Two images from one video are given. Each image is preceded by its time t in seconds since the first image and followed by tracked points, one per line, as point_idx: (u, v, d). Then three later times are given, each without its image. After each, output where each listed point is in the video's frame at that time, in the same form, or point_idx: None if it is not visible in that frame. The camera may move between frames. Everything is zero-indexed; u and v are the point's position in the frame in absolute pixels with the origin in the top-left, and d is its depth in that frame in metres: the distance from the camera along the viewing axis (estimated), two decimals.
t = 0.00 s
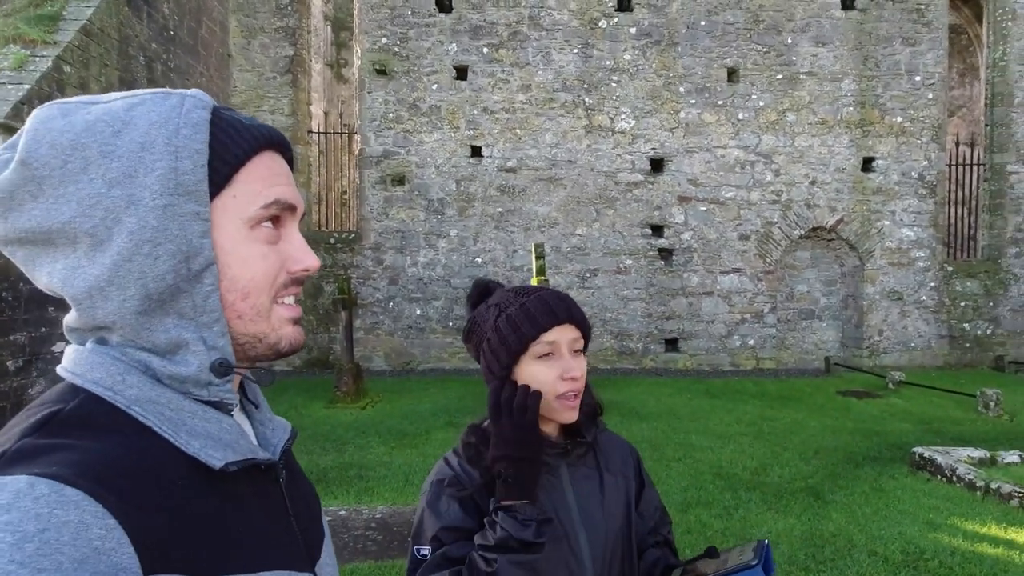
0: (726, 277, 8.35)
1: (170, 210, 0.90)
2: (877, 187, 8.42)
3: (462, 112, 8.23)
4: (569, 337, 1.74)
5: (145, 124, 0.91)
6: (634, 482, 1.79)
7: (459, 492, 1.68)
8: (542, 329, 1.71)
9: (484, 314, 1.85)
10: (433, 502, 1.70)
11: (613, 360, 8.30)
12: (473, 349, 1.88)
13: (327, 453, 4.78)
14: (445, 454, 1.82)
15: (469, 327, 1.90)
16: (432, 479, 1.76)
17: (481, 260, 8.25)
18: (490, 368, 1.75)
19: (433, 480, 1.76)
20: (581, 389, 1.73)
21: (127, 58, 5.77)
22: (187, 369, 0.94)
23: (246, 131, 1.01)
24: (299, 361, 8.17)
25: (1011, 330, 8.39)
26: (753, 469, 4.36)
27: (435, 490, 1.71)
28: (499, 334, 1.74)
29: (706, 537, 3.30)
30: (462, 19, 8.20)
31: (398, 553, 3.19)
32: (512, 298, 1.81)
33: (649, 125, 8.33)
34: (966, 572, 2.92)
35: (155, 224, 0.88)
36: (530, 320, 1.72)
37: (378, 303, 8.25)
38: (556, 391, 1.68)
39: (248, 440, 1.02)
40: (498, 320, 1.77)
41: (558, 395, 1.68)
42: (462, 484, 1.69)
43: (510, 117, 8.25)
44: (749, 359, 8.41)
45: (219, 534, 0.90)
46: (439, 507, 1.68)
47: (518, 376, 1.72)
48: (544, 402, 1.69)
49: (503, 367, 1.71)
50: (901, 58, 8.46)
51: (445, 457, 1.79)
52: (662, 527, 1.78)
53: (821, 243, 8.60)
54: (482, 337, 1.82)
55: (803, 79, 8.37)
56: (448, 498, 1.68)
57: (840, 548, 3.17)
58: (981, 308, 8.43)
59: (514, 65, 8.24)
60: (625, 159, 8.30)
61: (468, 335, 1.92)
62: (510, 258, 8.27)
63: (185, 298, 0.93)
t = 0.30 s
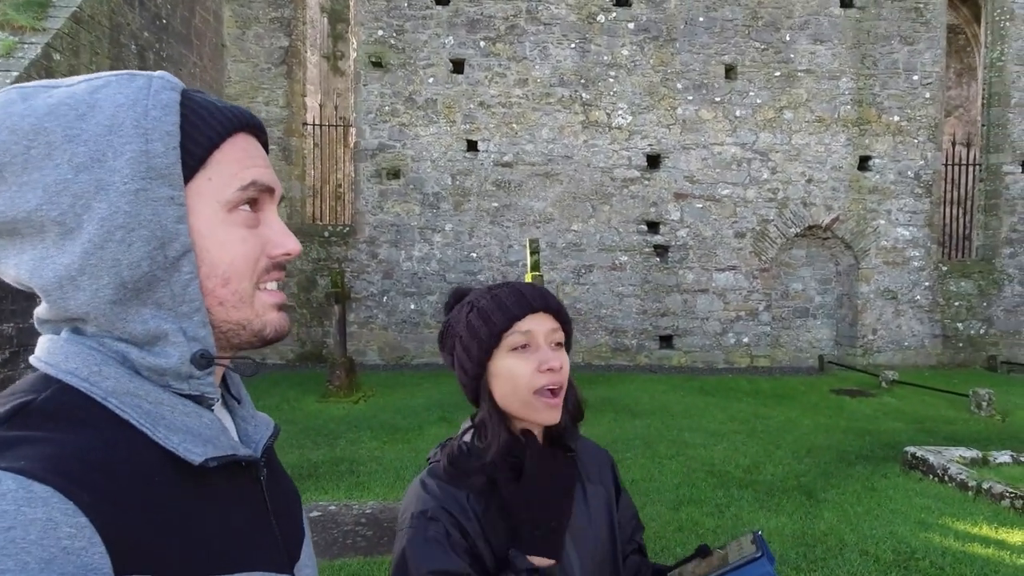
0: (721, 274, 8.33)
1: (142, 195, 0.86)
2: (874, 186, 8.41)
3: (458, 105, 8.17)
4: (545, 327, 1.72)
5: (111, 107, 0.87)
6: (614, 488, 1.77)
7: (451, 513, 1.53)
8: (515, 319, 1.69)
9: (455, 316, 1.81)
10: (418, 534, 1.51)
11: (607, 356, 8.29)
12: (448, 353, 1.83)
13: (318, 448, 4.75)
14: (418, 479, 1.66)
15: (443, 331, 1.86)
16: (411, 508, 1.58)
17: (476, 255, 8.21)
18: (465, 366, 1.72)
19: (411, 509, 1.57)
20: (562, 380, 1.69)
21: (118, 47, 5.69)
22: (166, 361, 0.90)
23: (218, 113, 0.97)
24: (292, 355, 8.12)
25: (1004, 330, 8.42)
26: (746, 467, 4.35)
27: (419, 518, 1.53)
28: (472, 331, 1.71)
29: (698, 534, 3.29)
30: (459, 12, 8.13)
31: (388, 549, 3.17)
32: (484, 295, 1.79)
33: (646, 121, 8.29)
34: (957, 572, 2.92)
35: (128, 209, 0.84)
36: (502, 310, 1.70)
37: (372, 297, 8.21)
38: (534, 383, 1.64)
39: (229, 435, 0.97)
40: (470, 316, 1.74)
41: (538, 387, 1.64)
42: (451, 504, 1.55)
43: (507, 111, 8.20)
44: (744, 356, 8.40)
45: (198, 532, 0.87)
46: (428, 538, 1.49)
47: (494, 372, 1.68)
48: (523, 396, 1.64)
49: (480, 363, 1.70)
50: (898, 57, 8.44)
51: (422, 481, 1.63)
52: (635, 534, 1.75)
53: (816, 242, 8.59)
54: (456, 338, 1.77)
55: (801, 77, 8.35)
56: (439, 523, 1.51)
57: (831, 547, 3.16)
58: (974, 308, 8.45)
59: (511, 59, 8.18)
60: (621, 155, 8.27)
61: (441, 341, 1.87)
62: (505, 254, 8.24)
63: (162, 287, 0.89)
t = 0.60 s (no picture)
0: (728, 269, 8.28)
1: (133, 183, 0.84)
2: (883, 180, 8.32)
3: (464, 98, 8.14)
4: (537, 328, 1.66)
5: (98, 94, 0.85)
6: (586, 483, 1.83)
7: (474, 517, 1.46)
8: (508, 318, 1.62)
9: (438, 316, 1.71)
10: (444, 546, 1.40)
11: (612, 351, 8.27)
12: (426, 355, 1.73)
13: (322, 440, 4.76)
14: (411, 496, 1.52)
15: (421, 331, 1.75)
16: (418, 526, 1.45)
17: (481, 248, 8.20)
18: (448, 369, 1.63)
19: (420, 528, 1.44)
20: (553, 383, 1.64)
21: (124, 39, 5.69)
22: (161, 351, 0.88)
23: (208, 100, 0.95)
24: (297, 347, 8.15)
25: (1015, 327, 8.34)
26: (751, 463, 4.33)
27: (436, 531, 1.42)
28: (460, 332, 1.62)
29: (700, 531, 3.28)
30: (466, 4, 8.07)
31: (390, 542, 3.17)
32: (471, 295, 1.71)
33: (653, 114, 8.23)
34: (963, 570, 2.89)
35: (119, 199, 0.83)
36: (494, 308, 1.63)
37: (377, 290, 8.21)
38: (526, 384, 1.58)
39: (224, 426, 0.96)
40: (457, 316, 1.65)
41: (529, 389, 1.58)
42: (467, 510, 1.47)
43: (513, 104, 8.15)
44: (750, 352, 8.37)
45: (192, 525, 0.86)
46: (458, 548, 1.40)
47: (481, 371, 1.60)
48: (514, 398, 1.58)
49: (468, 365, 1.61)
50: (910, 49, 8.32)
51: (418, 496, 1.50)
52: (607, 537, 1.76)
53: (824, 237, 8.52)
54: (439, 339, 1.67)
55: (810, 70, 8.26)
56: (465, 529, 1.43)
57: (835, 544, 3.14)
58: (984, 304, 8.36)
59: (518, 51, 8.13)
60: (628, 149, 8.22)
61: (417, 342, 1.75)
62: (510, 247, 8.22)
63: (155, 278, 0.87)
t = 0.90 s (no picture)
0: (729, 270, 8.27)
1: (143, 179, 0.82)
2: (885, 183, 8.30)
3: (466, 97, 8.13)
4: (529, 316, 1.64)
5: (110, 89, 0.83)
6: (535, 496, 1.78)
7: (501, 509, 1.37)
8: (513, 303, 1.56)
9: (429, 311, 1.49)
10: (480, 540, 1.29)
11: (613, 351, 8.26)
12: (411, 358, 1.48)
13: (322, 439, 4.75)
14: (427, 497, 1.34)
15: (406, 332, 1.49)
16: (448, 525, 1.29)
17: (482, 248, 8.19)
18: (457, 365, 1.44)
19: (449, 527, 1.29)
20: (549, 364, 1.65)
21: (126, 35, 5.68)
22: (164, 345, 0.87)
23: (217, 95, 0.93)
24: (298, 345, 8.15)
25: (1016, 330, 8.32)
26: (751, 465, 4.32)
27: (469, 528, 1.29)
28: (467, 323, 1.47)
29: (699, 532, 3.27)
30: (468, 3, 8.06)
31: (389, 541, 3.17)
32: (459, 287, 1.56)
33: (656, 115, 8.21)
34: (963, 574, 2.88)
35: (128, 195, 0.81)
36: (499, 296, 1.53)
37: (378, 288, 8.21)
38: (539, 367, 1.55)
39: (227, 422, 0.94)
40: (458, 306, 1.49)
41: (542, 371, 1.56)
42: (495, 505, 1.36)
43: (515, 103, 8.14)
44: (750, 353, 8.36)
45: (197, 521, 0.85)
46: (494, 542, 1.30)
47: (494, 361, 1.51)
48: (528, 383, 1.54)
49: (481, 358, 1.46)
50: (914, 51, 8.30)
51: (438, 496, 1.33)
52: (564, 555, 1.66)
53: (826, 239, 8.50)
54: (436, 336, 1.47)
55: (813, 71, 8.24)
56: (498, 524, 1.33)
57: (835, 546, 3.13)
58: (985, 308, 8.34)
59: (521, 50, 8.12)
60: (630, 149, 8.21)
61: (399, 344, 1.48)
62: (512, 247, 8.21)
63: (162, 273, 0.85)
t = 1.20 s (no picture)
0: (732, 274, 8.25)
1: (152, 180, 0.81)
2: (889, 187, 8.27)
3: (469, 100, 8.13)
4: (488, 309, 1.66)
5: (113, 88, 0.81)
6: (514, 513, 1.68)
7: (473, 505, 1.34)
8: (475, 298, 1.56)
9: (396, 305, 1.48)
10: (449, 541, 1.24)
11: (614, 355, 8.24)
12: (379, 355, 1.45)
13: (322, 441, 4.74)
14: (398, 493, 1.31)
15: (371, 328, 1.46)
16: (417, 518, 1.26)
17: (484, 250, 8.19)
18: (427, 360, 1.44)
19: (418, 523, 1.26)
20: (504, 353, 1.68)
21: (130, 37, 5.70)
22: (158, 344, 0.85)
23: (219, 96, 0.91)
24: (299, 347, 8.14)
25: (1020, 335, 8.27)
26: (753, 470, 4.30)
27: (436, 526, 1.25)
28: (437, 319, 1.47)
29: (701, 537, 3.25)
30: (471, 6, 8.07)
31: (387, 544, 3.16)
32: (424, 281, 1.55)
33: (658, 118, 8.21)
34: None
35: (137, 196, 0.79)
36: (461, 292, 1.53)
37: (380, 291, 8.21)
38: (496, 356, 1.59)
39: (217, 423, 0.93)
40: (429, 301, 1.49)
41: (501, 360, 1.60)
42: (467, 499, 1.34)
43: (518, 106, 8.15)
44: (752, 357, 8.32)
45: (186, 525, 0.84)
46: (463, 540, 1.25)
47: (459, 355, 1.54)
48: (488, 373, 1.57)
49: (451, 351, 1.47)
50: (917, 55, 8.28)
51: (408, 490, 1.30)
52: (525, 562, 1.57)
53: (829, 243, 8.48)
54: (404, 331, 1.46)
55: (816, 75, 8.23)
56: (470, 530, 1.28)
57: (838, 552, 3.11)
58: (989, 313, 8.30)
59: (523, 53, 8.13)
60: (632, 152, 8.20)
61: (364, 340, 1.45)
62: (514, 250, 8.20)
63: (164, 272, 0.84)
